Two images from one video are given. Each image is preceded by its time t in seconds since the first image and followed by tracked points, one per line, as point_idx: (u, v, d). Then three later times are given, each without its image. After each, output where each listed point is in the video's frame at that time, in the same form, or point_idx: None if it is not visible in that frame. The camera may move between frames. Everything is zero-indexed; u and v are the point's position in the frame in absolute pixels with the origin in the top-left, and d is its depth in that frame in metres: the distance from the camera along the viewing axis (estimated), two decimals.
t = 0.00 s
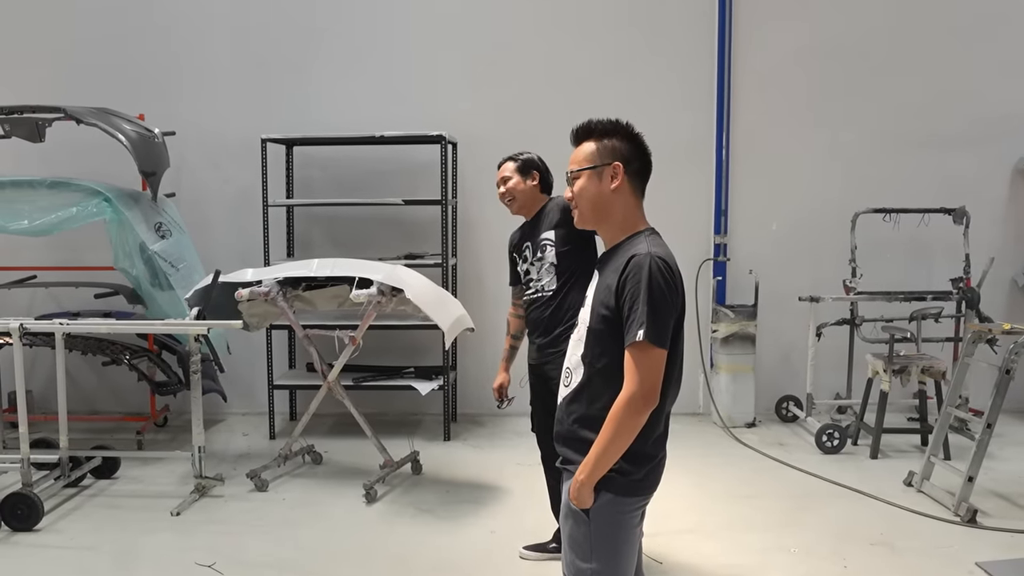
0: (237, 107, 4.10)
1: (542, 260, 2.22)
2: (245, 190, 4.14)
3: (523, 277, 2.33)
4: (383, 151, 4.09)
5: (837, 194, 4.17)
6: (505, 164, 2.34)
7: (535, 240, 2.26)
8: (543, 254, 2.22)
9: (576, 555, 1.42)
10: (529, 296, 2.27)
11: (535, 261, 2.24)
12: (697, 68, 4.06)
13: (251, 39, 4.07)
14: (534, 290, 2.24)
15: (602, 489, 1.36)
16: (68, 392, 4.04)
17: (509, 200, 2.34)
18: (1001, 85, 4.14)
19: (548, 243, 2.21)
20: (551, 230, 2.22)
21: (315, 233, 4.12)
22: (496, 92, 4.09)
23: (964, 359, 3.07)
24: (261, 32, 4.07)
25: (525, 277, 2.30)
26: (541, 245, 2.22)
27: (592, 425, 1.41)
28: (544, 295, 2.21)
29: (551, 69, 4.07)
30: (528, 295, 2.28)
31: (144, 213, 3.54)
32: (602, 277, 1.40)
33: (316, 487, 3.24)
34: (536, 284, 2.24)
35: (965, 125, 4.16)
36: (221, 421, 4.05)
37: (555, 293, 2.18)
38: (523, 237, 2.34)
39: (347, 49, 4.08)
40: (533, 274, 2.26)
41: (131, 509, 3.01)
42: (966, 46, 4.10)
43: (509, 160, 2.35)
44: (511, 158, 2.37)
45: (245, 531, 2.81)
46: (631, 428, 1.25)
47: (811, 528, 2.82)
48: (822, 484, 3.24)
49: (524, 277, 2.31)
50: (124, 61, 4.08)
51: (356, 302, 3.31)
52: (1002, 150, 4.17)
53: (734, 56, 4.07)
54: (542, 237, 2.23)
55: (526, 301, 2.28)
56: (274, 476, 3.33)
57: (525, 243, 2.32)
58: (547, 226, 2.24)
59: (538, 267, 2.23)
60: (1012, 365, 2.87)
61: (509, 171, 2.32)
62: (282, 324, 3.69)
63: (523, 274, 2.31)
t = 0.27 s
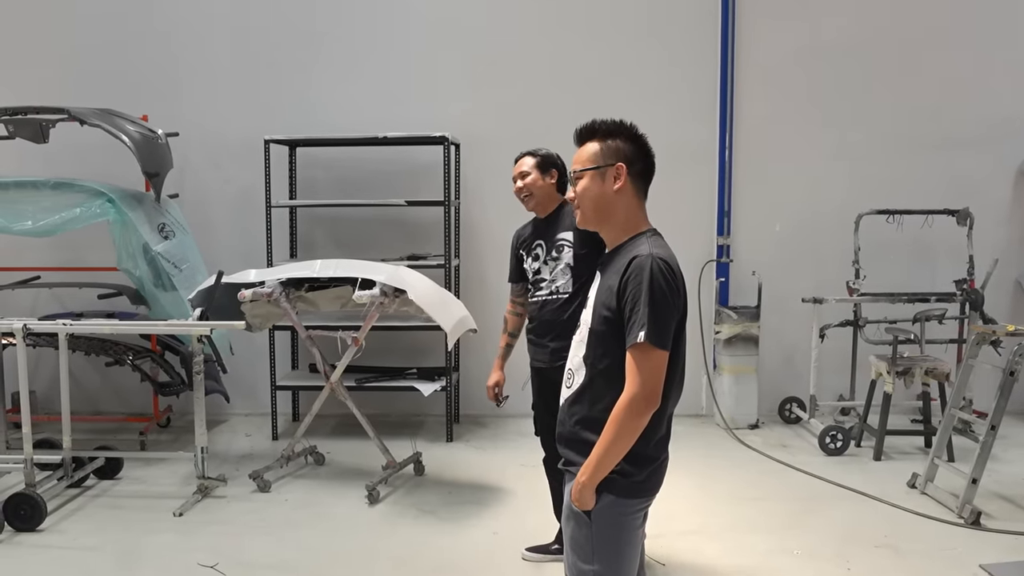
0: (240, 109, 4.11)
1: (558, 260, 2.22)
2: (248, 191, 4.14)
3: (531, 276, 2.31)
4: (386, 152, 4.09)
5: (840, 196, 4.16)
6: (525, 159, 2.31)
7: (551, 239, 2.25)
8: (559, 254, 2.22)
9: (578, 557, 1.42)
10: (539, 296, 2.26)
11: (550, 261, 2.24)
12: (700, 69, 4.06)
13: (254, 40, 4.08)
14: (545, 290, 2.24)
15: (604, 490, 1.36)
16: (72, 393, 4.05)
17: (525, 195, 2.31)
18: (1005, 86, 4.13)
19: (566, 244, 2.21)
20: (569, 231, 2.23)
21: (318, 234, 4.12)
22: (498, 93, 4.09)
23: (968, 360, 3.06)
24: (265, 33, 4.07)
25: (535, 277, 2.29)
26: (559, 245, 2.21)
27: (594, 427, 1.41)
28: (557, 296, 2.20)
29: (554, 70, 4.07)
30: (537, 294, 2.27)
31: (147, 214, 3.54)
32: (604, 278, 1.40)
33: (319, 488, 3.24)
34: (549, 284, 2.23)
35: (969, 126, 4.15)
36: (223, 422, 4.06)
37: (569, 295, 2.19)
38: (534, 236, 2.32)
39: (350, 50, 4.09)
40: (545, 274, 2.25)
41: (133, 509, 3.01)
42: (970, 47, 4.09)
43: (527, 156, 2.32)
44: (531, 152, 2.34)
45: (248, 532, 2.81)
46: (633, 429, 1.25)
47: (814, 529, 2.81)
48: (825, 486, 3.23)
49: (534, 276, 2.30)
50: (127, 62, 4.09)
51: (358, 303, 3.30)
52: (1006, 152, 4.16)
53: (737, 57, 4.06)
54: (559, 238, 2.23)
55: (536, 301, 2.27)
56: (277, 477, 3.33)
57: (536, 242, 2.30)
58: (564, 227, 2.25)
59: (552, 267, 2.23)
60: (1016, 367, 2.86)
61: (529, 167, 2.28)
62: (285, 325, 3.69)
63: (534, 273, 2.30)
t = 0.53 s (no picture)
0: (243, 110, 4.12)
1: (577, 263, 2.24)
2: (250, 192, 4.15)
3: (547, 275, 2.33)
4: (389, 153, 4.09)
5: (843, 197, 4.16)
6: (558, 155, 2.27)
7: (572, 241, 2.27)
8: (579, 257, 2.24)
9: (580, 558, 1.42)
10: (554, 296, 2.27)
11: (569, 263, 2.26)
12: (703, 70, 4.05)
13: (257, 41, 4.08)
14: (562, 291, 2.26)
15: (606, 492, 1.36)
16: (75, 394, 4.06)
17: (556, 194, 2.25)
18: (1009, 87, 4.12)
19: (587, 248, 2.24)
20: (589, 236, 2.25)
21: (320, 234, 4.12)
22: (500, 94, 4.09)
23: (972, 362, 3.05)
24: (268, 34, 4.08)
25: (552, 277, 2.31)
26: (580, 248, 2.23)
27: (596, 428, 1.41)
28: (573, 299, 2.23)
29: (557, 71, 4.07)
30: (553, 295, 2.28)
31: (150, 214, 3.55)
32: (606, 279, 1.40)
33: (321, 489, 3.24)
34: (566, 286, 2.25)
35: (972, 127, 4.14)
36: (226, 422, 4.06)
37: (586, 300, 2.21)
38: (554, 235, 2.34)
39: (353, 51, 4.09)
40: (561, 274, 2.27)
41: (136, 510, 3.02)
42: (973, 48, 4.09)
43: (562, 153, 2.27)
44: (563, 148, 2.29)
45: (250, 532, 2.81)
46: (635, 431, 1.25)
47: (817, 531, 2.81)
48: (828, 488, 3.23)
49: (551, 276, 2.32)
50: (131, 63, 4.10)
51: (361, 304, 3.30)
52: (1010, 153, 4.15)
53: (740, 58, 4.06)
54: (581, 241, 2.26)
55: (552, 300, 2.28)
56: (279, 478, 3.33)
57: (556, 241, 2.32)
58: (586, 231, 2.27)
59: (570, 269, 2.25)
60: (1020, 369, 2.85)
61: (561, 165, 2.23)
62: (287, 325, 3.69)
63: (551, 273, 2.31)
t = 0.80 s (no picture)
0: (246, 111, 4.12)
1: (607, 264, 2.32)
2: (253, 193, 4.15)
3: (575, 273, 2.38)
4: (391, 154, 4.09)
5: (846, 199, 4.15)
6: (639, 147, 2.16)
7: (604, 242, 2.35)
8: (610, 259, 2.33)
9: (583, 560, 1.42)
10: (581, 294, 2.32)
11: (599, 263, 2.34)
12: (705, 72, 4.05)
13: (260, 42, 4.09)
14: (590, 290, 2.31)
15: (610, 493, 1.36)
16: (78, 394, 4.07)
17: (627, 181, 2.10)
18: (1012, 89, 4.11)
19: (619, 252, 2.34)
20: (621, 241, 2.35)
21: (322, 236, 4.12)
22: (503, 95, 4.09)
23: (975, 364, 3.05)
24: (270, 35, 4.08)
25: (579, 276, 2.36)
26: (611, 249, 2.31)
27: (599, 430, 1.41)
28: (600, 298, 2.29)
29: (559, 72, 4.07)
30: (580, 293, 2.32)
31: (153, 215, 3.54)
32: (610, 280, 1.40)
33: (323, 490, 3.25)
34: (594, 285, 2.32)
35: (975, 129, 4.14)
36: (228, 423, 4.07)
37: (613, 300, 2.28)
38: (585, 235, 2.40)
39: (356, 53, 4.09)
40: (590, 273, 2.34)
41: (138, 510, 3.02)
42: (977, 50, 4.08)
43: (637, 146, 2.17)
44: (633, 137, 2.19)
45: (252, 533, 2.81)
46: (639, 432, 1.25)
47: (819, 533, 2.80)
48: (830, 490, 3.22)
49: (578, 275, 2.37)
50: (134, 64, 4.11)
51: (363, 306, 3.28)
52: (1013, 155, 4.15)
53: (743, 59, 4.06)
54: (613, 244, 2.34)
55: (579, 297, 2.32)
56: (281, 479, 3.34)
57: (587, 241, 2.38)
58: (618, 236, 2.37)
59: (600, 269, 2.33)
60: None
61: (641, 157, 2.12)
62: (289, 326, 3.69)
63: (578, 272, 2.37)
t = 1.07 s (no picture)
0: (249, 112, 4.12)
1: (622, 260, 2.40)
2: (255, 194, 4.15)
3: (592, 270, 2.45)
4: (394, 155, 4.10)
5: (848, 200, 4.15)
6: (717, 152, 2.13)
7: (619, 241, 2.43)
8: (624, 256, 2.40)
9: (588, 562, 1.42)
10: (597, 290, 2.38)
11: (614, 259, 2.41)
12: (708, 73, 4.05)
13: (263, 43, 4.09)
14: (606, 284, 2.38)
15: (614, 495, 1.36)
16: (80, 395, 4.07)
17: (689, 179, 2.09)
18: (1016, 90, 4.10)
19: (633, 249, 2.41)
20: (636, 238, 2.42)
21: (325, 236, 4.13)
22: (505, 97, 4.09)
23: (978, 366, 3.04)
24: (273, 36, 4.09)
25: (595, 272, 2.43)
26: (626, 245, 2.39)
27: (603, 431, 1.41)
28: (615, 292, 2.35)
29: (562, 73, 4.07)
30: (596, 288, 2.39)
31: (155, 216, 3.54)
32: (614, 281, 1.40)
33: (325, 491, 3.25)
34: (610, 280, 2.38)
35: (978, 131, 4.13)
36: (230, 424, 4.07)
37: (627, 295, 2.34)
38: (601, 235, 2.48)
39: (358, 54, 4.10)
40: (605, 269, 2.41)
41: (140, 511, 3.02)
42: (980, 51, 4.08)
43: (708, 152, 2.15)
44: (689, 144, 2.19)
45: (254, 534, 2.81)
46: (643, 434, 1.25)
47: (821, 535, 2.80)
48: (833, 492, 3.22)
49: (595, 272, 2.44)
50: (136, 65, 4.11)
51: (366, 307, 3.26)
52: (1016, 157, 4.14)
53: (746, 60, 4.06)
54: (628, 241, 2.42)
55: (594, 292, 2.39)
56: (283, 480, 3.34)
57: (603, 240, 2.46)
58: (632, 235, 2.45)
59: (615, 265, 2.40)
60: None
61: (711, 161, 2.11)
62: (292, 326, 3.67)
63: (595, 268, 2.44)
